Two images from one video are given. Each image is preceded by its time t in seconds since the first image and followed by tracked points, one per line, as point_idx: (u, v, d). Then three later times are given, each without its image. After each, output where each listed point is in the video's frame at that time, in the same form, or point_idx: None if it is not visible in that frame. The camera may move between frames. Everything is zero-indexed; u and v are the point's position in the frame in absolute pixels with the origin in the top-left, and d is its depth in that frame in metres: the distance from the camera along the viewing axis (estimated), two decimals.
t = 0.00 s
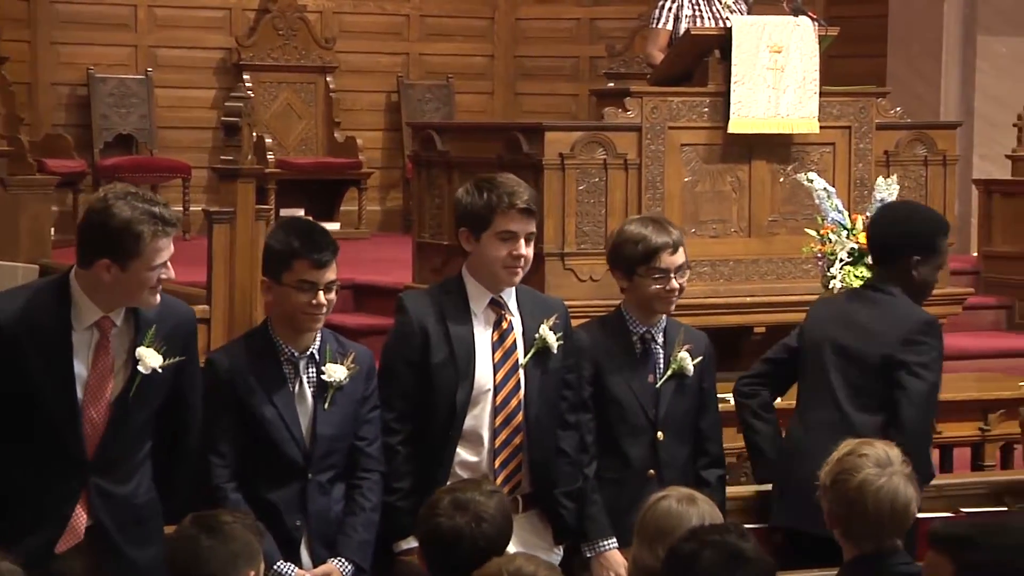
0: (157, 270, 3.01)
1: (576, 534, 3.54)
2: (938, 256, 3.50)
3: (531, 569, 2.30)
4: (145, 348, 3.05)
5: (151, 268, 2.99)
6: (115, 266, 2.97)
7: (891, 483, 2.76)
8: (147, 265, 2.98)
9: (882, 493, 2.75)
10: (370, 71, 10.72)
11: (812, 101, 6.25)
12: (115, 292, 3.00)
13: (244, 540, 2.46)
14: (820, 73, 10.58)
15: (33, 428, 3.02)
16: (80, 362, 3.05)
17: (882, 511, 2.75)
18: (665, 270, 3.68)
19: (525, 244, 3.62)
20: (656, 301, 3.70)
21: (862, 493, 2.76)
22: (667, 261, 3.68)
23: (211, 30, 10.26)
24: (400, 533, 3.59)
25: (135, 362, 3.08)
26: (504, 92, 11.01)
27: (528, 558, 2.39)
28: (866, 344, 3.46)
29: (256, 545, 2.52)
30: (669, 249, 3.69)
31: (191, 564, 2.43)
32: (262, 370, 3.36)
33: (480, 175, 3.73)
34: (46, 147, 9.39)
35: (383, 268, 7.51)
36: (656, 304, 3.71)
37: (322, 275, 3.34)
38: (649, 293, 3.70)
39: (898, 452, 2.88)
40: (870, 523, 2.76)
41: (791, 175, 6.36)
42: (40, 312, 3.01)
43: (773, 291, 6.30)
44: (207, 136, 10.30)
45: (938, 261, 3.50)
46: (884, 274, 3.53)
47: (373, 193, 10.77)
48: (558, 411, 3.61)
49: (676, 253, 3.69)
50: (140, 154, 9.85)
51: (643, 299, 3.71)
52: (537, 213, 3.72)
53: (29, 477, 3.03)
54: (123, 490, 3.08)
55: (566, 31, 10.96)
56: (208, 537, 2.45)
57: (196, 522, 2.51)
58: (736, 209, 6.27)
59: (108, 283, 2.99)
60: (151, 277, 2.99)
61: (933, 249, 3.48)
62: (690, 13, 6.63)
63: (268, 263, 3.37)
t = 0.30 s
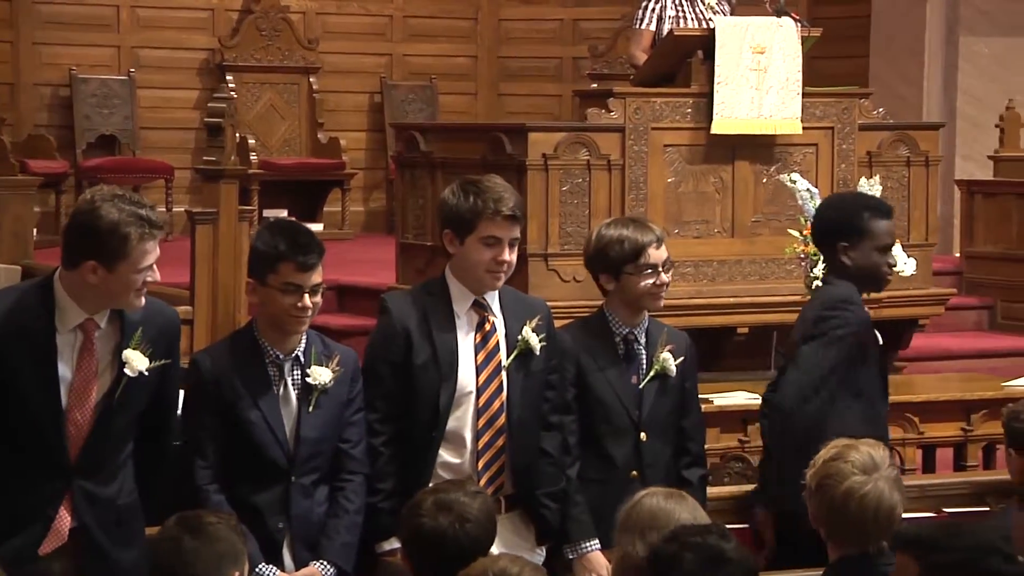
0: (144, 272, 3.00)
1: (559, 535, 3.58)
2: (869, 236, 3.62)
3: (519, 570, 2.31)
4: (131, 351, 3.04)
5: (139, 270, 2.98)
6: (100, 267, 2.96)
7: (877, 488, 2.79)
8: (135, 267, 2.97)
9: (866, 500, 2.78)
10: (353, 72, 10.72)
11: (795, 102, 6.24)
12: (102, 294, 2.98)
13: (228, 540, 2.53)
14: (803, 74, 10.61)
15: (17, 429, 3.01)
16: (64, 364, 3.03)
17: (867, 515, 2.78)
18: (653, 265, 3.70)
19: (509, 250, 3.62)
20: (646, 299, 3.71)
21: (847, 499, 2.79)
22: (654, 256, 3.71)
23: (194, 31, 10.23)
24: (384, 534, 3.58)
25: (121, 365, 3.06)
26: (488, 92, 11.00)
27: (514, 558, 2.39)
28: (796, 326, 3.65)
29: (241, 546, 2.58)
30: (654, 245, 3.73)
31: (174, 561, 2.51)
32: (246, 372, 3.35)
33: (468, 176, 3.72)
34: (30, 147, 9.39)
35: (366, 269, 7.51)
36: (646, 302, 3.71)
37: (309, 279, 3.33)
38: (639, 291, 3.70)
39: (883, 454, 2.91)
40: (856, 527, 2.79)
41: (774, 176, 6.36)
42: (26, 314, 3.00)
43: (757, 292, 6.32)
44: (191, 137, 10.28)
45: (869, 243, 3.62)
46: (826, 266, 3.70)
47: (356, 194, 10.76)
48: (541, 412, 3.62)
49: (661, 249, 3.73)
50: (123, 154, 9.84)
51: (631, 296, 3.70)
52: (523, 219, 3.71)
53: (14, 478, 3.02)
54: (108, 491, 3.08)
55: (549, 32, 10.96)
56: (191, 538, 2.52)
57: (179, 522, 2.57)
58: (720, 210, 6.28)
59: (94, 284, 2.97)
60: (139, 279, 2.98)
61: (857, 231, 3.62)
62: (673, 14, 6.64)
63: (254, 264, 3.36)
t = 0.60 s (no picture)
0: (108, 267, 2.99)
1: (541, 536, 3.57)
2: (813, 230, 3.59)
3: (505, 568, 2.30)
4: (104, 344, 3.05)
5: (102, 265, 2.98)
6: (66, 265, 2.95)
7: (854, 489, 2.79)
8: (99, 263, 2.97)
9: (845, 501, 2.78)
10: (335, 72, 10.70)
11: (776, 103, 6.25)
12: (68, 292, 2.98)
13: (212, 542, 2.54)
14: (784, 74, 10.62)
15: None
16: (39, 365, 3.02)
17: (844, 516, 2.78)
18: (638, 267, 3.71)
19: (490, 252, 3.61)
20: (631, 300, 3.71)
21: (826, 501, 2.79)
22: (639, 258, 3.72)
23: (175, 31, 10.20)
24: (365, 535, 3.56)
25: (94, 359, 3.07)
26: (470, 93, 10.99)
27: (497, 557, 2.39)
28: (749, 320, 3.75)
29: (225, 545, 2.58)
30: (640, 247, 3.74)
31: (159, 563, 2.51)
32: (222, 372, 3.35)
33: (449, 176, 3.70)
34: (10, 148, 9.36)
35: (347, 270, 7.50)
36: (631, 304, 3.71)
37: (285, 279, 3.32)
38: (626, 292, 3.70)
39: (860, 456, 2.91)
40: (833, 529, 2.79)
41: (756, 176, 6.36)
42: None
43: (739, 292, 6.32)
44: (172, 137, 10.26)
45: (813, 237, 3.60)
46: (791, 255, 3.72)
47: (338, 194, 10.76)
48: (523, 412, 3.63)
49: (647, 251, 3.74)
50: (104, 155, 9.82)
51: (614, 296, 3.71)
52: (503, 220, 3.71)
53: None
54: (92, 487, 3.07)
55: (531, 33, 10.96)
56: (175, 540, 2.52)
57: (163, 523, 2.57)
58: (701, 210, 6.28)
59: (59, 282, 2.97)
60: (103, 274, 2.97)
61: (806, 227, 3.60)
62: (655, 15, 6.64)
63: (231, 264, 3.34)
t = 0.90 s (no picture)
0: (81, 270, 3.00)
1: (528, 538, 3.55)
2: (758, 230, 3.76)
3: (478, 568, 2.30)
4: (77, 346, 3.05)
5: (75, 269, 2.98)
6: (38, 269, 2.96)
7: (841, 492, 2.79)
8: (72, 266, 2.97)
9: (832, 503, 2.79)
10: (318, 72, 10.70)
11: (759, 104, 6.25)
12: (41, 294, 2.98)
13: (194, 543, 2.55)
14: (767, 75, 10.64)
15: None
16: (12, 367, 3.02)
17: (831, 520, 2.79)
18: (628, 267, 3.72)
19: (473, 241, 3.63)
20: (620, 300, 3.71)
21: (812, 506, 2.80)
22: (629, 258, 3.72)
23: (158, 31, 10.19)
24: (347, 536, 3.55)
25: (68, 361, 3.07)
26: (453, 93, 10.99)
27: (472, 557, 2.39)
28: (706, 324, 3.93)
29: (207, 543, 2.59)
30: (629, 248, 3.74)
31: (140, 564, 2.52)
32: (187, 373, 3.34)
33: (421, 176, 3.73)
34: None
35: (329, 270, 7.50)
36: (619, 304, 3.71)
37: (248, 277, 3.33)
38: (616, 291, 3.70)
39: (845, 457, 2.92)
40: (820, 530, 2.80)
41: (739, 176, 6.36)
42: None
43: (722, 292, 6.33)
44: (154, 137, 10.24)
45: (756, 238, 3.78)
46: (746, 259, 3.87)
47: (321, 195, 10.76)
48: (507, 412, 3.63)
49: (636, 252, 3.74)
50: (86, 155, 9.81)
51: (603, 297, 3.71)
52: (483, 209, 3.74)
53: None
54: (67, 489, 3.07)
55: (514, 33, 10.96)
56: (159, 541, 2.52)
57: (145, 524, 2.57)
58: (685, 211, 6.29)
59: (32, 286, 2.97)
60: (76, 278, 2.98)
61: (751, 229, 3.78)
62: (638, 15, 6.65)
63: (192, 264, 3.35)
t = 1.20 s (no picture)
0: (48, 262, 3.10)
1: (516, 537, 3.61)
2: (711, 236, 3.78)
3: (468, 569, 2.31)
4: (51, 340, 3.18)
5: (42, 261, 3.08)
6: (5, 264, 3.06)
7: (823, 487, 2.81)
8: (38, 259, 3.08)
9: (813, 499, 2.80)
10: (307, 72, 10.69)
11: (748, 104, 6.25)
12: (10, 288, 3.09)
13: (183, 544, 2.54)
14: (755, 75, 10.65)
15: None
16: None
17: (815, 517, 2.80)
18: (611, 268, 3.71)
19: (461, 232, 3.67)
20: (602, 301, 3.71)
21: (797, 506, 2.81)
22: (613, 259, 3.72)
23: (146, 31, 10.17)
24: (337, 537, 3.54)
25: (43, 356, 3.20)
26: (441, 93, 10.97)
27: (461, 557, 2.38)
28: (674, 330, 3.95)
29: (196, 542, 2.59)
30: (614, 247, 3.74)
31: (129, 564, 2.52)
32: (178, 373, 3.34)
33: (403, 177, 3.76)
34: None
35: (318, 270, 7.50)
36: (601, 305, 3.71)
37: (230, 275, 3.32)
38: (597, 293, 3.70)
39: (826, 455, 2.94)
40: (806, 529, 2.81)
41: (727, 176, 6.36)
42: None
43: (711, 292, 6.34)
44: (142, 137, 10.22)
45: (709, 243, 3.80)
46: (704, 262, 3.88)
47: (310, 195, 10.75)
48: (494, 412, 3.64)
49: (619, 253, 3.74)
50: (74, 155, 9.79)
51: (587, 298, 3.71)
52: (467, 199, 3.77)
53: None
54: (48, 484, 3.19)
55: (503, 33, 10.95)
56: (147, 541, 2.52)
57: (134, 525, 2.57)
58: (673, 210, 6.29)
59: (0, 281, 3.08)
60: (43, 269, 3.08)
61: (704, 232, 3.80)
62: (626, 15, 6.66)
63: (178, 263, 3.36)
